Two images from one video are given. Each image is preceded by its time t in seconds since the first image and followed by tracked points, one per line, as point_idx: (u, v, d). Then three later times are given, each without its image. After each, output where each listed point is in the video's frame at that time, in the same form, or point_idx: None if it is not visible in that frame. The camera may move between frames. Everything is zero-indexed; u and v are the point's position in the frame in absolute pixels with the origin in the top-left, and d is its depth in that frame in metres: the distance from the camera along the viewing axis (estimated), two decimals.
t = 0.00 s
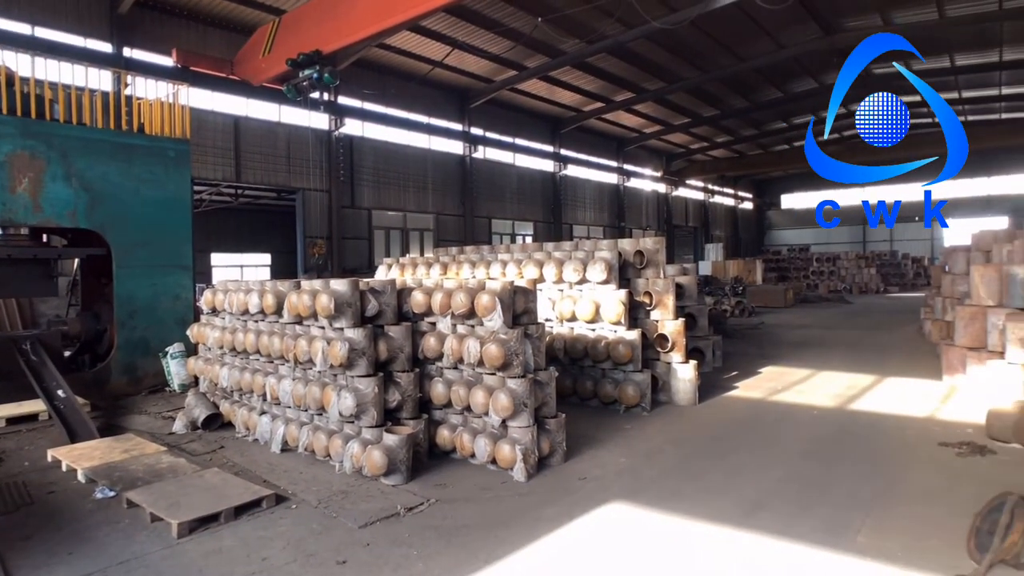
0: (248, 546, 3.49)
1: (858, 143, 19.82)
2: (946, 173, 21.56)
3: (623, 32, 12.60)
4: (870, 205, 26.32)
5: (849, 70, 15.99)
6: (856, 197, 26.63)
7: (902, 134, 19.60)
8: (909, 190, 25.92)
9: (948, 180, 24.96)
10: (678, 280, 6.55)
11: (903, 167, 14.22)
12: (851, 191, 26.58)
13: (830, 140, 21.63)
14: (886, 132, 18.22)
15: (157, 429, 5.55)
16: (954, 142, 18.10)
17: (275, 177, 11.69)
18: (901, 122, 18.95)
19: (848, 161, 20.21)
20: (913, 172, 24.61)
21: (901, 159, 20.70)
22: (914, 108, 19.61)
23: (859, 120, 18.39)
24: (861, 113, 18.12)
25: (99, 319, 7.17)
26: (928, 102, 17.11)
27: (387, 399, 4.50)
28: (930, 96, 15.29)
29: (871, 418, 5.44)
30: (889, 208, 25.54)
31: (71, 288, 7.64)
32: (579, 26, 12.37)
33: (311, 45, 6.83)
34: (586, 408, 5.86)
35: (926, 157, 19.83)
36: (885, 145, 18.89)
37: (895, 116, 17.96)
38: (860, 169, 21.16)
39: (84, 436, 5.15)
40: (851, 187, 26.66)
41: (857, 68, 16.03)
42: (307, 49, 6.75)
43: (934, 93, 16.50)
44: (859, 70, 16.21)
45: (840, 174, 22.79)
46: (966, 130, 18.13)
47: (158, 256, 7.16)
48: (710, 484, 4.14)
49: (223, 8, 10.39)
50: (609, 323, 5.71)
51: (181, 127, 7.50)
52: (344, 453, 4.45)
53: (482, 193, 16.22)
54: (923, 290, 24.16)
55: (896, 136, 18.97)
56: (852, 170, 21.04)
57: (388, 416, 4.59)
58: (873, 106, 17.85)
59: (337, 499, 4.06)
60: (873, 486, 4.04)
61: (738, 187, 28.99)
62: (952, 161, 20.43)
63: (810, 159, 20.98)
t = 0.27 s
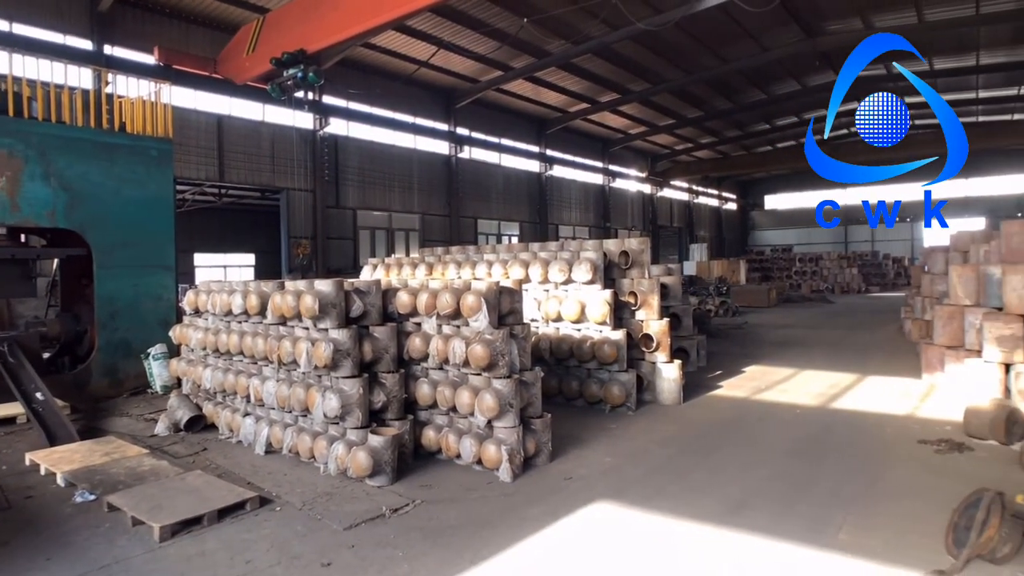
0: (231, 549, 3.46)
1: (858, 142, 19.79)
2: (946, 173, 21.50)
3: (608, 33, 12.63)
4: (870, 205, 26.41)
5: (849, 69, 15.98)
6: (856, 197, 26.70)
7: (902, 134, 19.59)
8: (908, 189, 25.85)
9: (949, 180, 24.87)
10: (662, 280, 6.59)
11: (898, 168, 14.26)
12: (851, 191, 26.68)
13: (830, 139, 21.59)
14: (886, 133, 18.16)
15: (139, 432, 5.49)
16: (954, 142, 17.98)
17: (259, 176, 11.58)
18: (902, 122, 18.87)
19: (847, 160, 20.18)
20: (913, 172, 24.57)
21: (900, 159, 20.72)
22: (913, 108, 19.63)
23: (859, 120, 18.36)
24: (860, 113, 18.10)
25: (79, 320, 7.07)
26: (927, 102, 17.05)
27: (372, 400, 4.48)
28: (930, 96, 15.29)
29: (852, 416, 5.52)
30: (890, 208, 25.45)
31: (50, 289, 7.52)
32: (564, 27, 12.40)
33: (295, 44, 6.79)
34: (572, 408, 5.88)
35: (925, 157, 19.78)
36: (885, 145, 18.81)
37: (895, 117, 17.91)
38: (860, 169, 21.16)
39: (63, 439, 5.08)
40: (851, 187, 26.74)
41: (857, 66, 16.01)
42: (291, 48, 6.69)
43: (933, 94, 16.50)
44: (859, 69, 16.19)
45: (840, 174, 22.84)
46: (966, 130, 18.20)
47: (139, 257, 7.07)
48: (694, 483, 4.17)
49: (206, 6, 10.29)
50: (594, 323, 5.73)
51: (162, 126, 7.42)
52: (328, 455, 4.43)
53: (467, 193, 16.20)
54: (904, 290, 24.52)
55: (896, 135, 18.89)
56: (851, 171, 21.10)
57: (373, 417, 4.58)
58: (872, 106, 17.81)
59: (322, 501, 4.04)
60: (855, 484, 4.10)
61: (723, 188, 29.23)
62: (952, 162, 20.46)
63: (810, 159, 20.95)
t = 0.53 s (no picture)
0: (215, 553, 3.44)
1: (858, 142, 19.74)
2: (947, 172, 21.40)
3: (594, 34, 12.66)
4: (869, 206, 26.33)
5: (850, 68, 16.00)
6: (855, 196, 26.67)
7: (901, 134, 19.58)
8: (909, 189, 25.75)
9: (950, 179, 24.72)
10: (647, 280, 6.64)
11: (897, 169, 14.28)
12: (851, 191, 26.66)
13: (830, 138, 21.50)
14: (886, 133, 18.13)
15: (120, 434, 5.44)
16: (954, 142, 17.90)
17: (244, 176, 11.48)
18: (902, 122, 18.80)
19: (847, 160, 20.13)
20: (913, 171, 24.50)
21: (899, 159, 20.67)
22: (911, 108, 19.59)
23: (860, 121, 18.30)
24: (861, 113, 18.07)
25: (59, 322, 6.97)
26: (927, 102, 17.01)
27: (357, 402, 4.47)
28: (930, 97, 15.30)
29: (834, 415, 5.60)
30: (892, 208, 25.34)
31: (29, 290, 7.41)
32: (551, 28, 12.41)
33: (280, 43, 6.74)
34: (558, 408, 5.90)
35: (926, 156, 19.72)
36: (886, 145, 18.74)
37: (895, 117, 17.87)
38: (860, 169, 21.14)
39: (43, 443, 5.01)
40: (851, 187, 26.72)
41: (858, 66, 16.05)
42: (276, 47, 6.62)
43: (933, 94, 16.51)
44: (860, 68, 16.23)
45: (840, 174, 22.82)
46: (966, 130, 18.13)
47: (121, 257, 7.00)
48: (678, 482, 4.21)
49: (190, 4, 10.19)
50: (580, 324, 5.76)
51: (145, 126, 7.34)
52: (313, 456, 4.41)
53: (454, 193, 16.18)
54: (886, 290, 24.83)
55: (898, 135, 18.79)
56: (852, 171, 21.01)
57: (359, 418, 4.57)
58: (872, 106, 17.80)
59: (307, 503, 4.02)
60: (837, 482, 4.15)
61: (708, 188, 29.45)
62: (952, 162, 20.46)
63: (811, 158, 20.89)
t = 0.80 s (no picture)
0: (198, 556, 3.41)
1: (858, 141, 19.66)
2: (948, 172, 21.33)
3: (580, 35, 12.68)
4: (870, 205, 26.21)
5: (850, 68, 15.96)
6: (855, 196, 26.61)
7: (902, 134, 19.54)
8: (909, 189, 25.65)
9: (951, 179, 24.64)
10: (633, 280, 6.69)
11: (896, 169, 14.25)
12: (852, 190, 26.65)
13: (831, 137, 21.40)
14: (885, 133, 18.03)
15: (102, 437, 5.37)
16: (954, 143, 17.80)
17: (228, 176, 11.38)
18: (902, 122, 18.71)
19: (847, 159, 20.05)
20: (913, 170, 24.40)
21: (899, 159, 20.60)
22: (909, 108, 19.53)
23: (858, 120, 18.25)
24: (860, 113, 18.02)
25: (39, 323, 6.88)
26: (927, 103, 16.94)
27: (342, 403, 4.46)
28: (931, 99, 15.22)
29: (816, 413, 5.68)
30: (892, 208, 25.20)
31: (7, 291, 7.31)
32: (537, 29, 12.42)
33: (265, 42, 6.69)
34: (544, 408, 5.92)
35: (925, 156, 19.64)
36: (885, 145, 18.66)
37: (895, 118, 17.78)
38: (860, 169, 21.06)
39: (22, 446, 4.95)
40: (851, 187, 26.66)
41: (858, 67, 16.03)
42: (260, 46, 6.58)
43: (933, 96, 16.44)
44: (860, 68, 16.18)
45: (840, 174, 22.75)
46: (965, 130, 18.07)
47: (102, 257, 6.92)
48: (663, 482, 4.24)
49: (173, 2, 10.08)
50: (566, 324, 5.78)
51: (127, 124, 7.26)
52: (298, 458, 4.39)
53: (440, 193, 16.15)
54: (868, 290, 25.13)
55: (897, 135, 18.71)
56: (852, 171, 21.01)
57: (344, 419, 4.55)
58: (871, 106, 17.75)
59: (291, 505, 4.00)
60: (819, 480, 4.20)
61: (693, 189, 29.66)
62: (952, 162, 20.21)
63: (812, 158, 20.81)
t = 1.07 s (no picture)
0: (180, 560, 3.38)
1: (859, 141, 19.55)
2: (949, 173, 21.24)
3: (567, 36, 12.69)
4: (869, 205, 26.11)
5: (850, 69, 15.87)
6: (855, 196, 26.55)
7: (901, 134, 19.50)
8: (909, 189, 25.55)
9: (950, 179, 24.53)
10: (618, 280, 6.74)
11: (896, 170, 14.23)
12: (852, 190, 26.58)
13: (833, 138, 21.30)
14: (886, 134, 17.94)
15: (82, 440, 5.31)
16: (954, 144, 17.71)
17: (212, 175, 11.27)
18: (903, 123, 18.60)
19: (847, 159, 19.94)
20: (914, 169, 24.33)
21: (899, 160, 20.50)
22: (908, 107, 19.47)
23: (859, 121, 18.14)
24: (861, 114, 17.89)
25: (18, 324, 6.80)
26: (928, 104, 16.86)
27: (327, 404, 4.44)
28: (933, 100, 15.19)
29: (799, 412, 5.75)
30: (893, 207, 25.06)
31: None
32: (523, 30, 12.42)
33: (250, 40, 6.63)
34: (530, 408, 5.93)
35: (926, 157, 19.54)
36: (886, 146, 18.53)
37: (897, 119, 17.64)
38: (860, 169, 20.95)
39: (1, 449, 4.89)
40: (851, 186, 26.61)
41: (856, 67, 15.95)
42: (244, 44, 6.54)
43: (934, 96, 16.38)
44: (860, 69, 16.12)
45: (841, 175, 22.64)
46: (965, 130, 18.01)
47: (83, 258, 6.84)
48: (648, 481, 4.27)
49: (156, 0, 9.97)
50: (552, 324, 5.80)
51: (108, 123, 7.17)
52: (283, 460, 4.37)
53: (426, 194, 16.11)
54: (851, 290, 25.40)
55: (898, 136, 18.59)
56: (852, 171, 20.97)
57: (329, 421, 4.53)
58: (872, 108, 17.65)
59: (275, 507, 3.98)
60: (802, 479, 4.25)
61: (678, 190, 29.86)
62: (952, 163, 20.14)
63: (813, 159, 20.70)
